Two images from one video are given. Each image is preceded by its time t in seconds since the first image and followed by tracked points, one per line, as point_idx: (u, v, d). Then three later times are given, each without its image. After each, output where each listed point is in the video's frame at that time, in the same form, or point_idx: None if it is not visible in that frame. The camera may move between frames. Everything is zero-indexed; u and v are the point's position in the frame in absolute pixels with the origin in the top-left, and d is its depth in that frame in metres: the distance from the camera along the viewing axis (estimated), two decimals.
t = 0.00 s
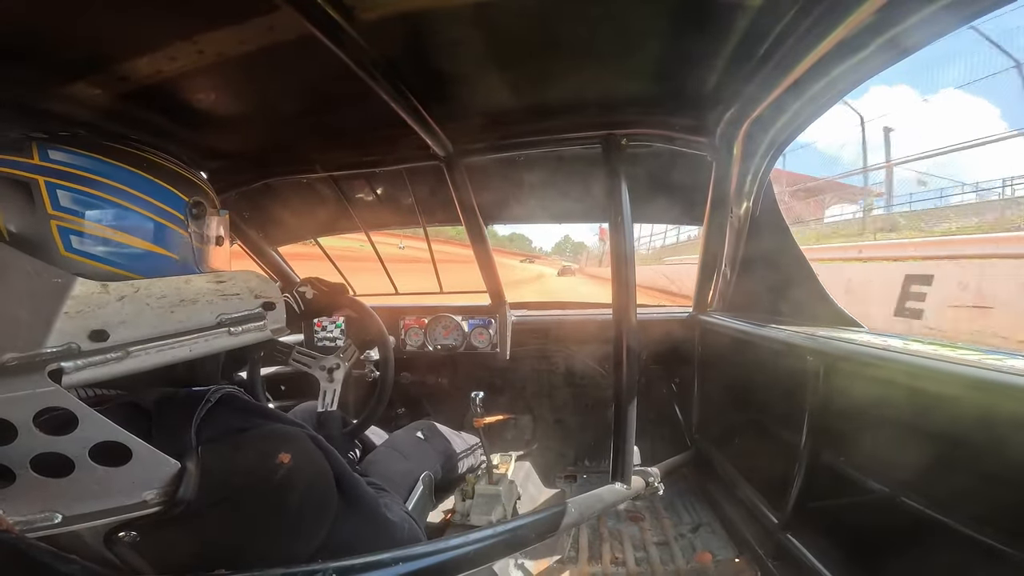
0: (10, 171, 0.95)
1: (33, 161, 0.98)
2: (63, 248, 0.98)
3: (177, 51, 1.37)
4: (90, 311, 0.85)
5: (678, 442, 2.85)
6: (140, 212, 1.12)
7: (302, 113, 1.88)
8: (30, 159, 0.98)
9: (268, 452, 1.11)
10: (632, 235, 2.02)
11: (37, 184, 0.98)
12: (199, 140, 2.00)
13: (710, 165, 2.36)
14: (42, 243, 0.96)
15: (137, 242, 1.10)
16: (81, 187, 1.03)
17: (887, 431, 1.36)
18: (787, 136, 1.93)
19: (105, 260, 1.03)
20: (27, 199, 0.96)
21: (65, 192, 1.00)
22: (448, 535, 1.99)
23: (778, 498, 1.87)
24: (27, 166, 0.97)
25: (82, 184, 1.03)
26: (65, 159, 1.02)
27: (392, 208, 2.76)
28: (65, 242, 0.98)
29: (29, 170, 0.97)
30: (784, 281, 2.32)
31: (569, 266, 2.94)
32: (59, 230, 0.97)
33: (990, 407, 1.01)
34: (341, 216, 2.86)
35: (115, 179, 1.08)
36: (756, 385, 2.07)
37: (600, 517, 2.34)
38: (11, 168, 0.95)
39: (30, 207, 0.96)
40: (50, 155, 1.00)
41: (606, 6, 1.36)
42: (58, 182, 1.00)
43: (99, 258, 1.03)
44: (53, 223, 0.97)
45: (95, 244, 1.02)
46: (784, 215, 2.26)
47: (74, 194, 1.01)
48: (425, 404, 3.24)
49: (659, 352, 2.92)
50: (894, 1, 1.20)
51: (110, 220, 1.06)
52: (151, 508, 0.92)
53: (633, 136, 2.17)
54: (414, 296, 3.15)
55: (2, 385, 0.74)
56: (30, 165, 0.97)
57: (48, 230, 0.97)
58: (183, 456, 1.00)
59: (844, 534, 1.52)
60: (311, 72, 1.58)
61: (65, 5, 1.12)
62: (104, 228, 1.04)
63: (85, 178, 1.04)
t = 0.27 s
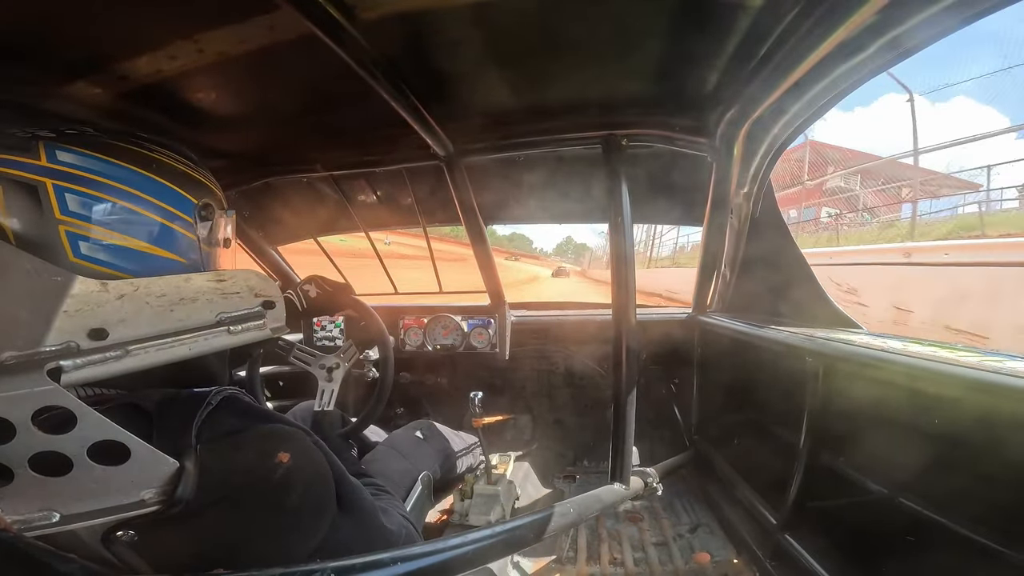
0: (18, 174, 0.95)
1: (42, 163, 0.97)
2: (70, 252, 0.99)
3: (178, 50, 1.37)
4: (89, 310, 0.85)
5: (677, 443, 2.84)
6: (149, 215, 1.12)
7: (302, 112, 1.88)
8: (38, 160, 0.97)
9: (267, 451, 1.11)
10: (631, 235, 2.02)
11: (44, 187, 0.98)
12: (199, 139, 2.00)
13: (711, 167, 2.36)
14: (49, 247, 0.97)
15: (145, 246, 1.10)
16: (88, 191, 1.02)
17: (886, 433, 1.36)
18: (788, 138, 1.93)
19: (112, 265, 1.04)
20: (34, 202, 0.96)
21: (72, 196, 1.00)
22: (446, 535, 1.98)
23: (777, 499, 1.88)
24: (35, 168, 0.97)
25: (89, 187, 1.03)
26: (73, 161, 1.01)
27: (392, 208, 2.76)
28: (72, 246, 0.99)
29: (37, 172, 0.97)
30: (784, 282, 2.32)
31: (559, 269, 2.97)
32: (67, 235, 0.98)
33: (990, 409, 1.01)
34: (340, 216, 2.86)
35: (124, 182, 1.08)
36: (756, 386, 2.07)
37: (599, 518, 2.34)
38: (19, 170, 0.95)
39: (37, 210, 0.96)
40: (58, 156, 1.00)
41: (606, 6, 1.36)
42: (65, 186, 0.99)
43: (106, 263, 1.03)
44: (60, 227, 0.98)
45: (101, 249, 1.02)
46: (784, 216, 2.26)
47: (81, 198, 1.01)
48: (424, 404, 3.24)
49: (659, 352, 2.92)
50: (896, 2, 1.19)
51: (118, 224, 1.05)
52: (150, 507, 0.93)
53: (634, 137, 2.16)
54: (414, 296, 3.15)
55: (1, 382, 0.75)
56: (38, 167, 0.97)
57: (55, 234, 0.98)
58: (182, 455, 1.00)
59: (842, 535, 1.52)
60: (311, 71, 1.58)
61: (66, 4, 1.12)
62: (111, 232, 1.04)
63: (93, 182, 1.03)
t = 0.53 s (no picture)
0: (16, 175, 0.94)
1: (39, 164, 0.97)
2: (69, 254, 0.99)
3: (177, 50, 1.36)
4: (89, 310, 0.85)
5: (678, 443, 2.84)
6: (148, 216, 1.12)
7: (303, 112, 1.88)
8: (35, 161, 0.97)
9: (268, 451, 1.10)
10: (631, 235, 2.02)
11: (43, 188, 0.97)
12: (200, 140, 2.00)
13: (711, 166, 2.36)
14: (48, 249, 0.97)
15: (144, 246, 1.10)
16: (87, 191, 1.02)
17: (886, 432, 1.36)
18: (789, 137, 1.92)
19: (112, 266, 1.04)
20: (32, 204, 0.96)
21: (71, 197, 1.00)
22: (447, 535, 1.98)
23: (778, 498, 1.88)
24: (33, 169, 0.97)
25: (89, 188, 1.02)
26: (73, 162, 1.01)
27: (392, 209, 2.76)
28: (71, 247, 0.99)
29: (35, 173, 0.97)
30: (784, 282, 2.32)
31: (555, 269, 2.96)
32: (66, 237, 0.98)
33: (991, 408, 1.01)
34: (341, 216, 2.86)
35: (123, 182, 1.08)
36: (756, 385, 2.07)
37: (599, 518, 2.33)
38: (17, 171, 0.95)
39: (37, 212, 0.96)
40: (55, 156, 0.99)
41: (605, 6, 1.36)
42: (64, 186, 0.99)
43: (106, 264, 1.03)
44: (59, 229, 0.98)
45: (101, 250, 1.02)
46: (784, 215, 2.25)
47: (79, 199, 1.01)
48: (424, 404, 3.24)
49: (659, 352, 2.92)
50: (895, 2, 1.19)
51: (117, 225, 1.05)
52: (150, 507, 0.92)
53: (633, 137, 2.16)
54: (414, 296, 3.15)
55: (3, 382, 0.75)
56: (36, 168, 0.97)
57: (55, 236, 0.97)
58: (183, 456, 1.00)
59: (843, 535, 1.52)
60: (311, 71, 1.58)
61: (65, 5, 1.12)
62: (110, 233, 1.04)
63: (94, 183, 1.03)
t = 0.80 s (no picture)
0: (26, 180, 0.94)
1: (50, 169, 0.97)
2: (79, 258, 0.99)
3: (177, 51, 1.36)
4: (90, 310, 0.85)
5: (678, 442, 2.85)
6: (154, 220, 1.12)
7: (302, 112, 1.88)
8: (45, 166, 0.97)
9: (269, 450, 1.11)
10: (631, 235, 2.02)
11: (53, 193, 0.97)
12: (200, 140, 2.00)
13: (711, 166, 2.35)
14: (58, 253, 0.96)
15: (150, 251, 1.10)
16: (96, 196, 1.03)
17: (886, 431, 1.36)
18: (789, 137, 1.92)
19: (120, 270, 1.04)
20: (43, 209, 0.95)
21: (81, 202, 1.00)
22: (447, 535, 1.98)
23: (778, 498, 1.88)
24: (43, 173, 0.97)
25: (97, 193, 1.03)
26: (81, 167, 1.01)
27: (392, 208, 2.77)
28: (81, 252, 0.99)
29: (45, 178, 0.97)
30: (784, 281, 2.32)
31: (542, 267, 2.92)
32: (76, 241, 0.98)
33: (992, 408, 1.01)
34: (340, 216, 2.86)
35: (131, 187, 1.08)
36: (756, 385, 2.06)
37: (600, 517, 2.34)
38: (28, 176, 0.95)
39: (48, 216, 0.96)
40: (65, 161, 0.99)
41: (604, 6, 1.36)
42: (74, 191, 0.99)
43: (114, 268, 1.03)
44: (70, 233, 0.98)
45: (109, 254, 1.02)
46: (784, 214, 2.25)
47: (88, 204, 1.01)
48: (425, 404, 3.24)
49: (659, 352, 2.92)
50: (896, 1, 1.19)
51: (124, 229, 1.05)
52: (152, 507, 0.93)
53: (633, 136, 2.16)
54: (414, 296, 3.15)
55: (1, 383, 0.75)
56: (47, 173, 0.97)
57: (65, 240, 0.97)
58: (183, 455, 1.00)
59: (843, 534, 1.52)
60: (311, 72, 1.58)
61: (65, 6, 1.12)
62: (117, 237, 1.04)
63: (102, 187, 1.04)
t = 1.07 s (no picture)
0: (24, 174, 0.94)
1: (47, 164, 0.97)
2: (77, 252, 0.98)
3: (177, 51, 1.36)
4: (89, 310, 0.85)
5: (678, 442, 2.85)
6: (151, 214, 1.12)
7: (303, 112, 1.88)
8: (43, 161, 0.97)
9: (268, 451, 1.11)
10: (631, 235, 2.02)
11: (51, 187, 0.97)
12: (201, 140, 2.00)
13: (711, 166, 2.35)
14: (56, 246, 0.95)
15: (148, 244, 1.10)
16: (93, 190, 1.02)
17: (886, 431, 1.36)
18: (788, 137, 1.91)
19: (118, 263, 1.03)
20: (41, 203, 0.95)
21: (79, 196, 1.00)
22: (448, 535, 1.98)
23: (778, 498, 1.88)
24: (42, 168, 0.97)
25: (95, 187, 1.03)
26: (79, 161, 1.01)
27: (392, 208, 2.77)
28: (80, 245, 0.98)
29: (43, 173, 0.97)
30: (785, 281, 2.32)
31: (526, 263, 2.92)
32: (74, 234, 0.97)
33: (990, 408, 1.01)
34: (340, 217, 2.86)
35: (127, 180, 1.08)
36: (756, 385, 2.07)
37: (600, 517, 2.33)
38: (27, 172, 0.95)
39: (46, 209, 0.95)
40: (62, 156, 1.00)
41: (604, 6, 1.36)
42: (71, 185, 0.99)
43: (113, 261, 1.02)
44: (67, 226, 0.97)
45: (108, 247, 1.01)
46: (784, 214, 2.25)
47: (86, 198, 1.01)
48: (425, 404, 3.24)
49: (659, 352, 2.92)
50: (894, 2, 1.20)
51: (122, 222, 1.05)
52: (153, 507, 0.93)
53: (633, 136, 2.15)
54: (415, 296, 3.15)
55: (4, 383, 0.76)
56: (45, 168, 0.97)
57: (63, 233, 0.96)
58: (183, 455, 1.00)
59: (843, 534, 1.52)
60: (311, 71, 1.58)
61: (65, 7, 1.12)
62: (116, 230, 1.04)
63: (100, 181, 1.04)
